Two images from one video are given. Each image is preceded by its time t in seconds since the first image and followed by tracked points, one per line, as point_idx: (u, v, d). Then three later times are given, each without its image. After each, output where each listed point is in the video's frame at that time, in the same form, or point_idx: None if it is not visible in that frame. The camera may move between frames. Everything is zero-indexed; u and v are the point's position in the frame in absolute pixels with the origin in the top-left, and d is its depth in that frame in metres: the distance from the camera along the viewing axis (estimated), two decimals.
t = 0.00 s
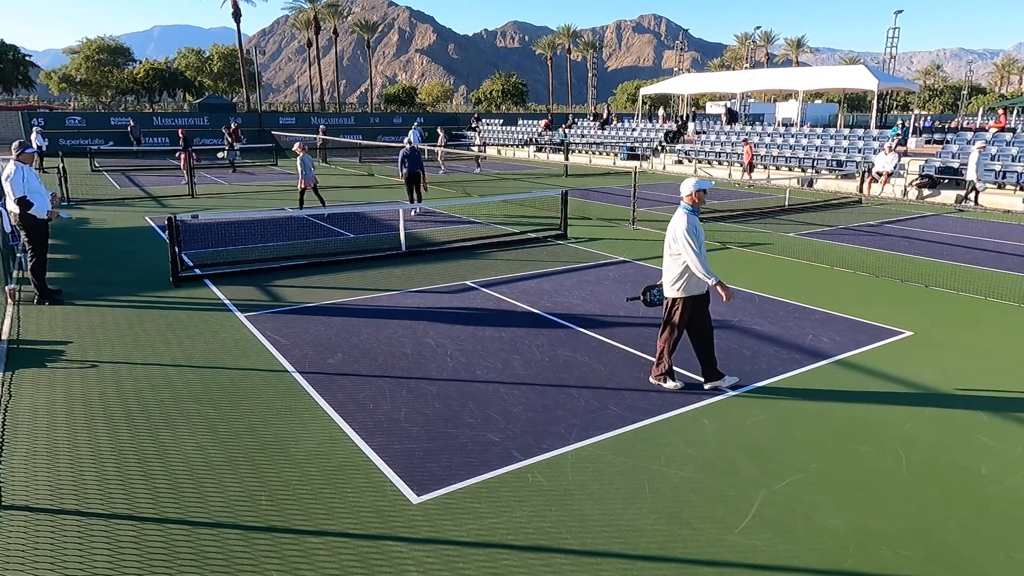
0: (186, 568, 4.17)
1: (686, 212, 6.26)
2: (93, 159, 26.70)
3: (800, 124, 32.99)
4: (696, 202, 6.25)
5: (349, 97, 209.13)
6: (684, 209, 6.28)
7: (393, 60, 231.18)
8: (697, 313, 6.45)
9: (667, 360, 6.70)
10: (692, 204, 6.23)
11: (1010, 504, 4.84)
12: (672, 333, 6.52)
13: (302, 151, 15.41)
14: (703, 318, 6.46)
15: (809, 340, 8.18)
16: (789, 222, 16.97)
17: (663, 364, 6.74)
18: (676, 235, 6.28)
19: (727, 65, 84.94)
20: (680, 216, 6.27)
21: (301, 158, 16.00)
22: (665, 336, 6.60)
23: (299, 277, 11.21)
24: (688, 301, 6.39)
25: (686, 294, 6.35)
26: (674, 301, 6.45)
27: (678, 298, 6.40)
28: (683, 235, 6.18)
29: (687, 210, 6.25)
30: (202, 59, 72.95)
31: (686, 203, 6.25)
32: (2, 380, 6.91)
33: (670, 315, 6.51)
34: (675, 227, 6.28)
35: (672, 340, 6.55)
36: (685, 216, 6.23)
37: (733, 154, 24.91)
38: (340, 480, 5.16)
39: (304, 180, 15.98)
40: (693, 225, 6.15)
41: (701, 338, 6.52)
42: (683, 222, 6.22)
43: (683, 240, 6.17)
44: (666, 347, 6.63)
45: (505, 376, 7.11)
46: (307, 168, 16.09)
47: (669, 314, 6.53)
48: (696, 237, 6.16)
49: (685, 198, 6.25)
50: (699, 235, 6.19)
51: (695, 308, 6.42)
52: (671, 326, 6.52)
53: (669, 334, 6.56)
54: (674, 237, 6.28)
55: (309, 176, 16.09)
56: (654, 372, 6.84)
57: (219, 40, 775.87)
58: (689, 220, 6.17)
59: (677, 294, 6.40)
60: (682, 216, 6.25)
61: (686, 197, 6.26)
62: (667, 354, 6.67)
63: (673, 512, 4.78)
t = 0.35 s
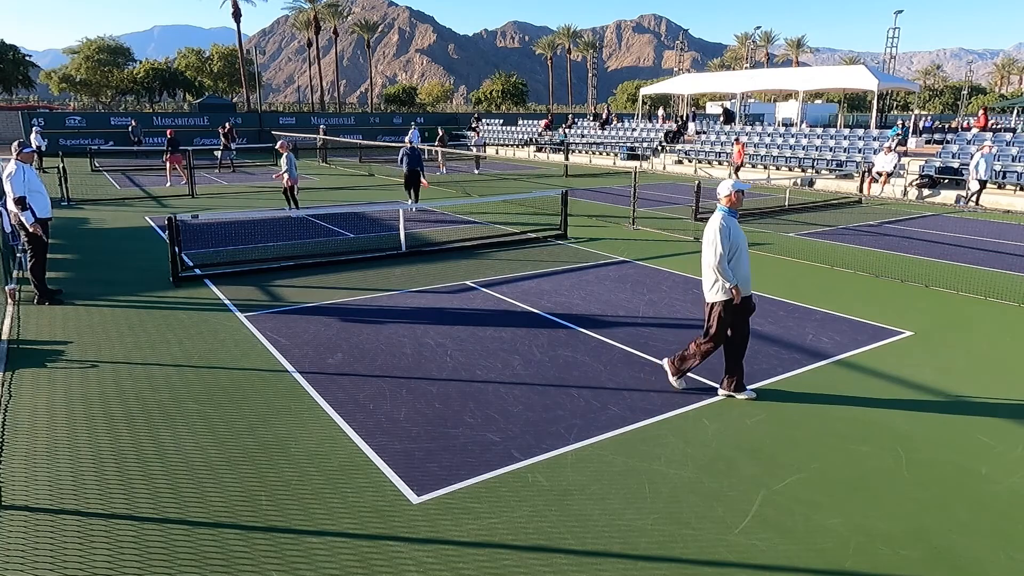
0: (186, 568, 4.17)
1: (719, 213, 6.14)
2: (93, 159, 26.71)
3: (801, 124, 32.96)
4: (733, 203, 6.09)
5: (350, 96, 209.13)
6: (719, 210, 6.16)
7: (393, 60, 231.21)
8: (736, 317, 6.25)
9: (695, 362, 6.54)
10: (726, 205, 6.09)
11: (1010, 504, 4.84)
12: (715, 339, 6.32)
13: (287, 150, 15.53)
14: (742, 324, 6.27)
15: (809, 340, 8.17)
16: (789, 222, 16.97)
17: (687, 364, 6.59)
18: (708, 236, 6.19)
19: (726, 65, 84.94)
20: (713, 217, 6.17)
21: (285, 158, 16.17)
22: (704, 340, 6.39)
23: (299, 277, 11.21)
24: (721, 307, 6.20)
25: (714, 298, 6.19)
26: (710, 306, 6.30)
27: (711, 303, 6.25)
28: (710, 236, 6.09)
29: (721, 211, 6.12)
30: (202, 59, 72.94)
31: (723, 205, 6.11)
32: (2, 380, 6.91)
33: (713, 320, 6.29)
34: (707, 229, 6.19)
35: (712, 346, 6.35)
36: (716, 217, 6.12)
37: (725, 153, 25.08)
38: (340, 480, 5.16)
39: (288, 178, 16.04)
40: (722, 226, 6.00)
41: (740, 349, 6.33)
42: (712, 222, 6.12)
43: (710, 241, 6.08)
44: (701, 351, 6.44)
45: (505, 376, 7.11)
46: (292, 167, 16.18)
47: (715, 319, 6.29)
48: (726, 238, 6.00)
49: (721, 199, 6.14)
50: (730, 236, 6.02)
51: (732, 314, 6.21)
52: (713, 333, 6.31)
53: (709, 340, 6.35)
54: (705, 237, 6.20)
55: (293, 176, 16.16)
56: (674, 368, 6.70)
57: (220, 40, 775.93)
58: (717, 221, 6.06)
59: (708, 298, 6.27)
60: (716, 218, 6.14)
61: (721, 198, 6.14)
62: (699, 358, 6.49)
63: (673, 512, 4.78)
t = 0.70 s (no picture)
0: (186, 569, 4.17)
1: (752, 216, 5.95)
2: (93, 159, 26.71)
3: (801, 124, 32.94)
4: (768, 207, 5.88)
5: (350, 96, 209.12)
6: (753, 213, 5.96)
7: (393, 60, 231.23)
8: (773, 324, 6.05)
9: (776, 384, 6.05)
10: (759, 208, 5.89)
11: (1010, 504, 4.84)
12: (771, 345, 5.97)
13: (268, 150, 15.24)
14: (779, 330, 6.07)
15: (809, 340, 8.17)
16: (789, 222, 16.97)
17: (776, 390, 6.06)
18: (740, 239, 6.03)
19: (726, 65, 84.93)
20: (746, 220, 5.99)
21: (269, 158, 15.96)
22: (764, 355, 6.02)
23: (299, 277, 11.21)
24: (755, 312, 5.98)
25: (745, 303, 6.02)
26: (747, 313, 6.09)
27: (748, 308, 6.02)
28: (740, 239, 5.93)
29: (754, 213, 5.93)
30: (202, 59, 72.96)
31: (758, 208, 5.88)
32: (2, 380, 6.91)
33: (762, 331, 5.99)
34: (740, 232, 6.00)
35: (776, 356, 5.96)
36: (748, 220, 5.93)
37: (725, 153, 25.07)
38: (340, 480, 5.16)
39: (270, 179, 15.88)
40: (752, 230, 5.81)
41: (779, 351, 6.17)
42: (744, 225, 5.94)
43: (740, 244, 5.92)
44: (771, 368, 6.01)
45: (505, 376, 7.11)
46: (274, 167, 15.96)
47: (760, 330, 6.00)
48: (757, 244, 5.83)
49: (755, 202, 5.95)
50: (761, 241, 5.83)
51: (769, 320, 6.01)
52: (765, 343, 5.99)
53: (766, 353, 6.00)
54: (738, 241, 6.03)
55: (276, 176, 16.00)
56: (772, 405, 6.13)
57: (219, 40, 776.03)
58: (748, 224, 5.88)
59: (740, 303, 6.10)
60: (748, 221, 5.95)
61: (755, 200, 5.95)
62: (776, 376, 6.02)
63: (673, 512, 4.78)
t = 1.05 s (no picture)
0: (186, 569, 4.17)
1: (787, 221, 5.70)
2: (93, 159, 26.70)
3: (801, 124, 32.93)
4: (803, 212, 5.66)
5: (350, 96, 209.06)
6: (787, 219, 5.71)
7: (393, 60, 231.26)
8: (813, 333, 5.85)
9: (804, 393, 5.95)
10: (794, 214, 5.65)
11: (1010, 504, 4.84)
12: (803, 357, 5.82)
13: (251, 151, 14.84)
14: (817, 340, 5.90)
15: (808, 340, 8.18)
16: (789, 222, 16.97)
17: (802, 399, 5.97)
18: (777, 247, 5.76)
19: (726, 65, 84.96)
20: (781, 226, 5.73)
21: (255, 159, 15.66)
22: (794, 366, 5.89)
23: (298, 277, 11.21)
24: (800, 321, 5.78)
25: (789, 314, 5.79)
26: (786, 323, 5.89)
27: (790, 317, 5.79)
28: (781, 248, 5.66)
29: (789, 219, 5.68)
30: (202, 59, 72.94)
31: (792, 214, 5.65)
32: (2, 380, 6.91)
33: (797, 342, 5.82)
34: (777, 239, 5.74)
35: (808, 368, 5.82)
36: (785, 227, 5.67)
37: (725, 154, 25.07)
38: (340, 480, 5.17)
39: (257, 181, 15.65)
40: (796, 238, 5.56)
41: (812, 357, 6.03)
42: (782, 233, 5.68)
43: (782, 252, 5.65)
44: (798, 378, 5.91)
45: (505, 376, 7.11)
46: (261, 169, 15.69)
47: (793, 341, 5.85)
48: (805, 251, 5.55)
49: (788, 207, 5.71)
50: (807, 248, 5.57)
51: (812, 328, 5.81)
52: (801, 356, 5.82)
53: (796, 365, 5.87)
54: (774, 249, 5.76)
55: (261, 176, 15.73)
56: (792, 411, 6.06)
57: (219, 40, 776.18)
58: (788, 232, 5.63)
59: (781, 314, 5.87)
60: (783, 228, 5.69)
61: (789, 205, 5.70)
62: (805, 385, 5.90)
63: (673, 512, 4.78)
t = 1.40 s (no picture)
0: (185, 569, 4.17)
1: (820, 225, 5.51)
2: (93, 159, 26.69)
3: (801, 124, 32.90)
4: (836, 215, 5.49)
5: (350, 96, 209.01)
6: (820, 222, 5.52)
7: (393, 60, 231.26)
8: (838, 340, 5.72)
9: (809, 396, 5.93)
10: (827, 217, 5.47)
11: (1011, 504, 4.84)
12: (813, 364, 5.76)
13: (241, 151, 14.68)
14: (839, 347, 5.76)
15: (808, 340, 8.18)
16: (789, 222, 16.97)
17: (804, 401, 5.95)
18: (808, 251, 5.56)
19: (726, 65, 84.95)
20: (813, 230, 5.55)
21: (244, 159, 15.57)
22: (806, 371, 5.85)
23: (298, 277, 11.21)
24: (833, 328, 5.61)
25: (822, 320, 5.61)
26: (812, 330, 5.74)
27: (819, 324, 5.63)
28: (816, 252, 5.46)
29: (822, 223, 5.50)
30: (202, 59, 72.93)
31: (827, 218, 5.46)
32: (2, 380, 6.91)
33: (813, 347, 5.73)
34: (809, 243, 5.54)
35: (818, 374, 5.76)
36: (819, 231, 5.48)
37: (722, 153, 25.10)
38: (340, 480, 5.17)
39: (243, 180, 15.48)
40: (832, 242, 5.37)
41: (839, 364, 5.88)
42: (816, 236, 5.49)
43: (816, 257, 5.46)
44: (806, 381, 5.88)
45: (505, 376, 7.11)
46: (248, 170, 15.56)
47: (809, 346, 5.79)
48: (840, 257, 5.38)
49: (820, 210, 5.53)
50: (842, 254, 5.40)
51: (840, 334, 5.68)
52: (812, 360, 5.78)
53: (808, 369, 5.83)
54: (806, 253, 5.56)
55: (249, 177, 15.64)
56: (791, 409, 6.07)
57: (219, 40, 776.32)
58: (822, 236, 5.44)
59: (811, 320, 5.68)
60: (817, 232, 5.49)
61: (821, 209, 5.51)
62: (810, 388, 5.90)
63: (673, 512, 4.78)
